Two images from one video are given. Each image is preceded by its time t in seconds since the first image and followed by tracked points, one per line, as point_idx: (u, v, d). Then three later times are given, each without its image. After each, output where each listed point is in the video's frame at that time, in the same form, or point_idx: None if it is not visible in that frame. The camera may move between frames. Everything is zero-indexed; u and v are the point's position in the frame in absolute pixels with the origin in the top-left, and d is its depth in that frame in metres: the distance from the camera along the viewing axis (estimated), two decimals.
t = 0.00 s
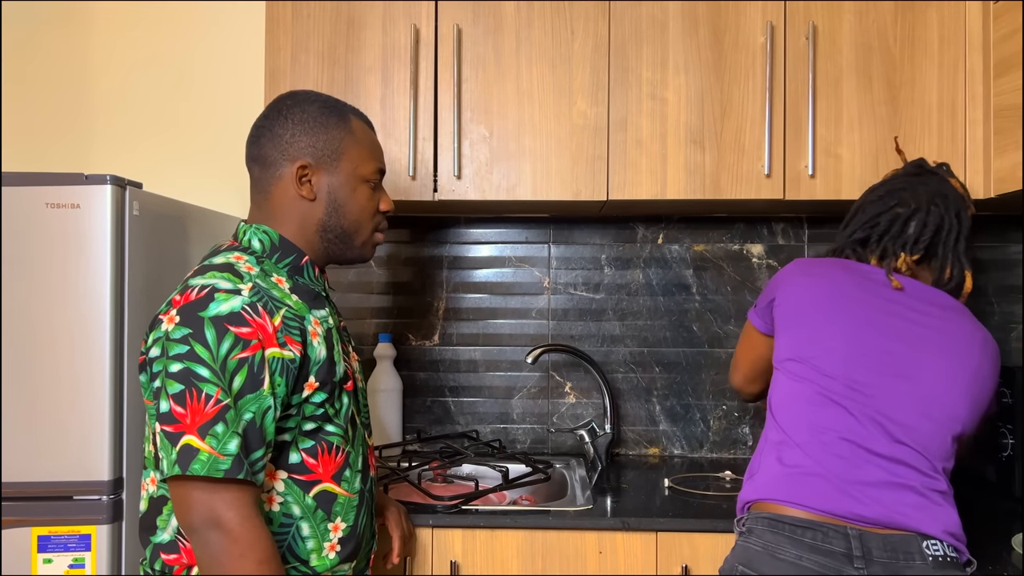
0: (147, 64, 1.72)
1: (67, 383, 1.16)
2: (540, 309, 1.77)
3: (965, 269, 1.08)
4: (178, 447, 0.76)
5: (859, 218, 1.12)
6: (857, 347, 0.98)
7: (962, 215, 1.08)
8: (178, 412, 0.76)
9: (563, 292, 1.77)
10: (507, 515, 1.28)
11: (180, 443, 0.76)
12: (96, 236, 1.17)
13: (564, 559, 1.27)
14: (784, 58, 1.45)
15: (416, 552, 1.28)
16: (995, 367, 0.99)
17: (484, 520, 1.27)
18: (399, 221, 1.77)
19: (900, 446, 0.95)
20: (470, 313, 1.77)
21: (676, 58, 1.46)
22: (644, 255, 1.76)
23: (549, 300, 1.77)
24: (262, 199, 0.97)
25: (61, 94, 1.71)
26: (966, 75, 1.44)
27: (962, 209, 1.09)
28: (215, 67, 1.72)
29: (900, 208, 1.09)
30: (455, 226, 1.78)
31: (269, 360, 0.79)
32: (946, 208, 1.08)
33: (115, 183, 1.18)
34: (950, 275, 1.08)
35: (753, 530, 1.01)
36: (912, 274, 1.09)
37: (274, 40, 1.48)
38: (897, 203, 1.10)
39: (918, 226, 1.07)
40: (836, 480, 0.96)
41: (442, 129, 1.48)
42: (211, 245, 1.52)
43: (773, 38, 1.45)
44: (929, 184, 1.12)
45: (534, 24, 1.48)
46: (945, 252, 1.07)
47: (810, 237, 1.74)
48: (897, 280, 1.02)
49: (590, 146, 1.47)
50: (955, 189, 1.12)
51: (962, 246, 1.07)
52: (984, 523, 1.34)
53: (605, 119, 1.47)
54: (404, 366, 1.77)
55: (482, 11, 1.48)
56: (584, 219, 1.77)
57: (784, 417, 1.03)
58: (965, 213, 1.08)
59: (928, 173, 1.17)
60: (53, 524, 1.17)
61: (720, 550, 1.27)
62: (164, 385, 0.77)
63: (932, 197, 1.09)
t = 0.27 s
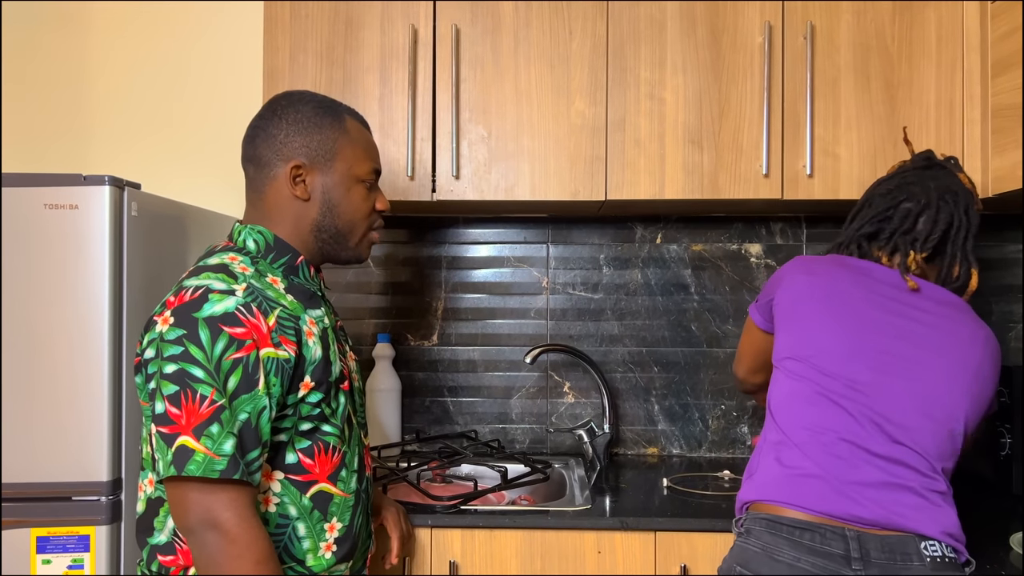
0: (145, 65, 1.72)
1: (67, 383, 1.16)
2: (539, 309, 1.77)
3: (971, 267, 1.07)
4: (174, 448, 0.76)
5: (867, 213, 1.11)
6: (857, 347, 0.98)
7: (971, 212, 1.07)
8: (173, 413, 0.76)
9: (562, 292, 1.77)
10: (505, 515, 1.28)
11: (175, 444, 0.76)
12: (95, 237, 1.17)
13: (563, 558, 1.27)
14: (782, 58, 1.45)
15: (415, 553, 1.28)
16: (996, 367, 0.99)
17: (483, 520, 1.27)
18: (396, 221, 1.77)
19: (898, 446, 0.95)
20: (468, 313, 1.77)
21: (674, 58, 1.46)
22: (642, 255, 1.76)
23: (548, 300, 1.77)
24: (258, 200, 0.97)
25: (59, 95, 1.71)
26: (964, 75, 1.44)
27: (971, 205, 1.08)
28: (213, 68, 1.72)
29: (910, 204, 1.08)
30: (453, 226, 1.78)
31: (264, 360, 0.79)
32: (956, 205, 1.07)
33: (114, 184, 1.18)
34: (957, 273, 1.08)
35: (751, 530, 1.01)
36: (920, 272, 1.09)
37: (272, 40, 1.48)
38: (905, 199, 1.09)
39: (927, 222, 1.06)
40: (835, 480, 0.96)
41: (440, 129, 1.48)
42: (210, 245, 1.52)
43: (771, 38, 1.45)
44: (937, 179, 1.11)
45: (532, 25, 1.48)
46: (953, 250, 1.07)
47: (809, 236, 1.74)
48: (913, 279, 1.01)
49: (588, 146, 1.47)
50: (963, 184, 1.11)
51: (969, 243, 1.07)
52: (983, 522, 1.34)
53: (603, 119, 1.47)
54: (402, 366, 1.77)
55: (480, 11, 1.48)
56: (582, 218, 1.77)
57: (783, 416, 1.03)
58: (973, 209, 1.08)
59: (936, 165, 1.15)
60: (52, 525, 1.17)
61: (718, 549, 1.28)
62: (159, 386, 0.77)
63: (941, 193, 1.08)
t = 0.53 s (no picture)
0: (143, 64, 1.72)
1: (64, 384, 1.16)
2: (537, 308, 1.77)
3: (974, 272, 1.07)
4: (168, 449, 0.76)
5: (871, 212, 1.13)
6: (855, 346, 0.98)
7: (974, 215, 1.07)
8: (167, 414, 0.76)
9: (560, 291, 1.77)
10: (504, 515, 1.28)
11: (169, 445, 0.76)
12: (92, 237, 1.17)
13: (561, 557, 1.27)
14: (779, 58, 1.46)
15: (413, 552, 1.28)
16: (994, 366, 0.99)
17: (481, 519, 1.27)
18: (394, 221, 1.77)
19: (897, 445, 0.95)
20: (467, 312, 1.77)
21: (672, 57, 1.47)
22: (641, 255, 1.76)
23: (546, 299, 1.77)
24: (253, 200, 0.97)
25: (57, 95, 1.71)
26: (961, 74, 1.45)
27: (975, 209, 1.08)
28: (211, 68, 1.72)
29: (913, 206, 1.09)
30: (451, 225, 1.78)
31: (258, 360, 0.79)
32: (959, 208, 1.07)
33: (112, 184, 1.18)
34: (959, 278, 1.07)
35: (751, 530, 1.01)
36: (921, 274, 1.09)
37: (270, 40, 1.48)
38: (909, 200, 1.10)
39: (929, 223, 1.07)
40: (833, 478, 0.97)
41: (439, 129, 1.48)
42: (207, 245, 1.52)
43: (768, 37, 1.45)
44: (943, 182, 1.12)
45: (530, 25, 1.48)
46: (955, 253, 1.07)
47: (807, 235, 1.74)
48: (909, 282, 1.01)
49: (587, 146, 1.47)
50: (969, 187, 1.12)
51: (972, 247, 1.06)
52: (981, 521, 1.34)
53: (601, 118, 1.47)
54: (400, 366, 1.77)
55: (478, 11, 1.48)
56: (580, 218, 1.77)
57: (781, 415, 1.03)
58: (978, 214, 1.08)
59: (944, 169, 1.16)
60: (50, 525, 1.17)
61: (716, 548, 1.28)
62: (153, 387, 0.77)
63: (945, 195, 1.09)
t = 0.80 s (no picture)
0: (141, 64, 1.72)
1: (61, 384, 1.16)
2: (535, 308, 1.77)
3: (981, 271, 1.07)
4: (163, 448, 0.76)
5: (879, 209, 1.12)
6: (855, 345, 0.97)
7: (982, 213, 1.07)
8: (162, 413, 0.76)
9: (558, 290, 1.77)
10: (501, 514, 1.28)
11: (164, 444, 0.76)
12: (88, 237, 1.17)
13: (558, 556, 1.27)
14: (777, 57, 1.45)
15: (410, 552, 1.28)
16: (995, 367, 0.99)
17: (478, 519, 1.27)
18: (392, 221, 1.77)
19: (894, 444, 0.95)
20: (464, 312, 1.77)
21: (670, 57, 1.46)
22: (639, 254, 1.76)
23: (544, 298, 1.77)
24: (250, 200, 0.97)
25: (54, 95, 1.71)
26: (959, 73, 1.44)
27: (984, 207, 1.08)
28: (208, 67, 1.72)
29: (922, 203, 1.08)
30: (450, 225, 1.78)
31: (254, 360, 0.79)
32: (968, 206, 1.07)
33: (108, 183, 1.18)
34: (967, 277, 1.07)
35: (745, 526, 1.01)
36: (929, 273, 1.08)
37: (267, 40, 1.48)
38: (917, 198, 1.09)
39: (938, 222, 1.06)
40: (828, 476, 0.97)
41: (436, 129, 1.48)
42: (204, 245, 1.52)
43: (766, 36, 1.45)
44: (951, 179, 1.12)
45: (528, 24, 1.47)
46: (964, 253, 1.07)
47: (805, 234, 1.74)
48: (918, 282, 1.01)
49: (584, 144, 1.47)
50: (976, 185, 1.12)
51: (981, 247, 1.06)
52: (978, 519, 1.34)
53: (599, 117, 1.47)
54: (398, 365, 1.77)
55: (475, 11, 1.48)
56: (578, 217, 1.77)
57: (779, 412, 1.03)
58: (986, 213, 1.08)
59: (952, 166, 1.16)
60: (47, 526, 1.17)
61: (714, 547, 1.28)
62: (148, 386, 0.77)
63: (953, 193, 1.09)
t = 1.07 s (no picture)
0: (139, 63, 1.72)
1: (60, 383, 1.16)
2: (534, 307, 1.77)
3: (990, 271, 1.06)
4: (162, 447, 0.76)
5: (888, 206, 1.12)
6: (857, 342, 0.97)
7: (994, 213, 1.06)
8: (162, 412, 0.76)
9: (557, 289, 1.77)
10: (501, 513, 1.28)
11: (164, 444, 0.76)
12: (86, 236, 1.17)
13: (557, 555, 1.27)
14: (776, 56, 1.45)
15: (410, 551, 1.28)
16: (997, 364, 0.99)
17: (478, 518, 1.27)
18: (392, 220, 1.77)
19: (895, 442, 0.95)
20: (463, 311, 1.77)
21: (668, 56, 1.46)
22: (638, 252, 1.76)
23: (543, 297, 1.77)
24: (250, 198, 0.97)
25: (52, 94, 1.71)
26: (957, 72, 1.44)
27: (995, 206, 1.07)
28: (206, 66, 1.72)
29: (931, 200, 1.08)
30: (449, 224, 1.78)
31: (254, 359, 0.79)
32: (979, 205, 1.06)
33: (106, 182, 1.18)
34: (975, 277, 1.07)
35: (746, 523, 1.02)
36: (935, 271, 1.09)
37: (265, 39, 1.48)
38: (927, 195, 1.09)
39: (948, 220, 1.06)
40: (830, 473, 0.97)
41: (435, 128, 1.48)
42: (203, 244, 1.52)
43: (764, 35, 1.45)
44: (963, 177, 1.11)
45: (526, 23, 1.47)
46: (973, 252, 1.07)
47: (804, 233, 1.74)
48: (925, 279, 1.00)
49: (583, 143, 1.47)
50: (989, 183, 1.11)
51: (991, 246, 1.06)
52: (977, 517, 1.34)
53: (597, 116, 1.47)
54: (397, 364, 1.77)
55: (474, 10, 1.48)
56: (577, 216, 1.77)
57: (780, 409, 1.03)
58: (998, 211, 1.07)
59: (965, 164, 1.15)
60: (45, 525, 1.17)
61: (713, 545, 1.28)
62: (148, 385, 0.77)
63: (965, 191, 1.08)
